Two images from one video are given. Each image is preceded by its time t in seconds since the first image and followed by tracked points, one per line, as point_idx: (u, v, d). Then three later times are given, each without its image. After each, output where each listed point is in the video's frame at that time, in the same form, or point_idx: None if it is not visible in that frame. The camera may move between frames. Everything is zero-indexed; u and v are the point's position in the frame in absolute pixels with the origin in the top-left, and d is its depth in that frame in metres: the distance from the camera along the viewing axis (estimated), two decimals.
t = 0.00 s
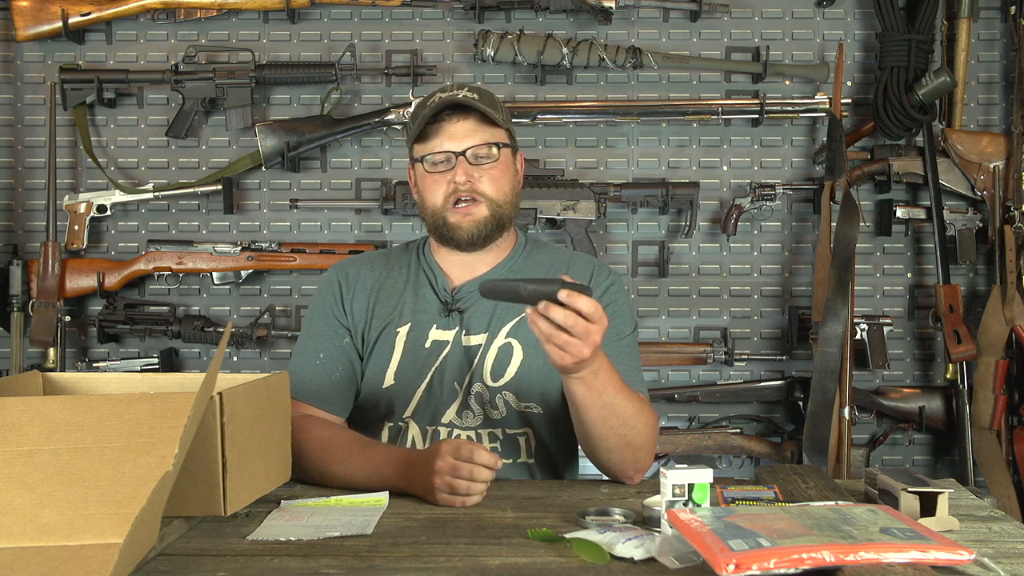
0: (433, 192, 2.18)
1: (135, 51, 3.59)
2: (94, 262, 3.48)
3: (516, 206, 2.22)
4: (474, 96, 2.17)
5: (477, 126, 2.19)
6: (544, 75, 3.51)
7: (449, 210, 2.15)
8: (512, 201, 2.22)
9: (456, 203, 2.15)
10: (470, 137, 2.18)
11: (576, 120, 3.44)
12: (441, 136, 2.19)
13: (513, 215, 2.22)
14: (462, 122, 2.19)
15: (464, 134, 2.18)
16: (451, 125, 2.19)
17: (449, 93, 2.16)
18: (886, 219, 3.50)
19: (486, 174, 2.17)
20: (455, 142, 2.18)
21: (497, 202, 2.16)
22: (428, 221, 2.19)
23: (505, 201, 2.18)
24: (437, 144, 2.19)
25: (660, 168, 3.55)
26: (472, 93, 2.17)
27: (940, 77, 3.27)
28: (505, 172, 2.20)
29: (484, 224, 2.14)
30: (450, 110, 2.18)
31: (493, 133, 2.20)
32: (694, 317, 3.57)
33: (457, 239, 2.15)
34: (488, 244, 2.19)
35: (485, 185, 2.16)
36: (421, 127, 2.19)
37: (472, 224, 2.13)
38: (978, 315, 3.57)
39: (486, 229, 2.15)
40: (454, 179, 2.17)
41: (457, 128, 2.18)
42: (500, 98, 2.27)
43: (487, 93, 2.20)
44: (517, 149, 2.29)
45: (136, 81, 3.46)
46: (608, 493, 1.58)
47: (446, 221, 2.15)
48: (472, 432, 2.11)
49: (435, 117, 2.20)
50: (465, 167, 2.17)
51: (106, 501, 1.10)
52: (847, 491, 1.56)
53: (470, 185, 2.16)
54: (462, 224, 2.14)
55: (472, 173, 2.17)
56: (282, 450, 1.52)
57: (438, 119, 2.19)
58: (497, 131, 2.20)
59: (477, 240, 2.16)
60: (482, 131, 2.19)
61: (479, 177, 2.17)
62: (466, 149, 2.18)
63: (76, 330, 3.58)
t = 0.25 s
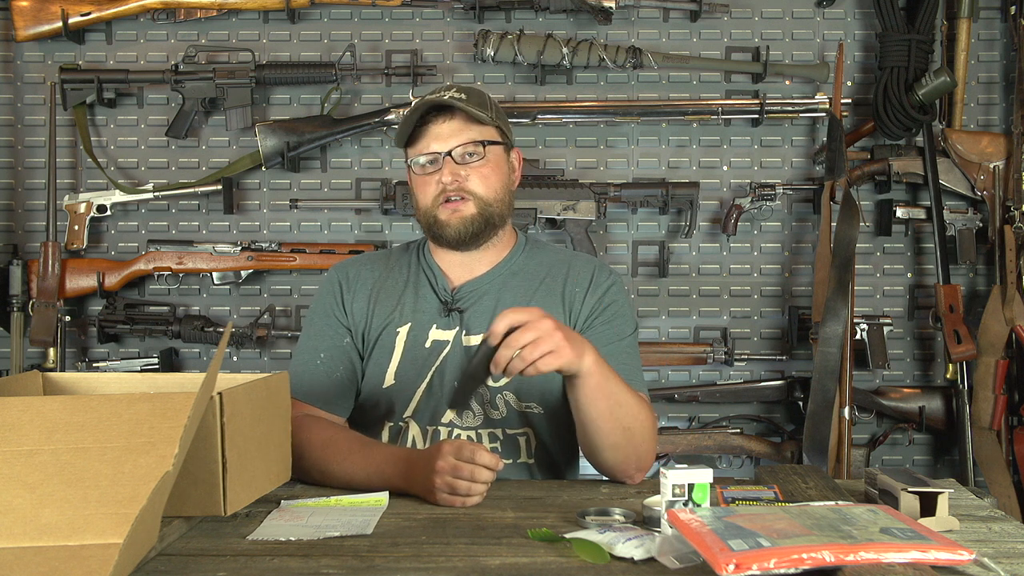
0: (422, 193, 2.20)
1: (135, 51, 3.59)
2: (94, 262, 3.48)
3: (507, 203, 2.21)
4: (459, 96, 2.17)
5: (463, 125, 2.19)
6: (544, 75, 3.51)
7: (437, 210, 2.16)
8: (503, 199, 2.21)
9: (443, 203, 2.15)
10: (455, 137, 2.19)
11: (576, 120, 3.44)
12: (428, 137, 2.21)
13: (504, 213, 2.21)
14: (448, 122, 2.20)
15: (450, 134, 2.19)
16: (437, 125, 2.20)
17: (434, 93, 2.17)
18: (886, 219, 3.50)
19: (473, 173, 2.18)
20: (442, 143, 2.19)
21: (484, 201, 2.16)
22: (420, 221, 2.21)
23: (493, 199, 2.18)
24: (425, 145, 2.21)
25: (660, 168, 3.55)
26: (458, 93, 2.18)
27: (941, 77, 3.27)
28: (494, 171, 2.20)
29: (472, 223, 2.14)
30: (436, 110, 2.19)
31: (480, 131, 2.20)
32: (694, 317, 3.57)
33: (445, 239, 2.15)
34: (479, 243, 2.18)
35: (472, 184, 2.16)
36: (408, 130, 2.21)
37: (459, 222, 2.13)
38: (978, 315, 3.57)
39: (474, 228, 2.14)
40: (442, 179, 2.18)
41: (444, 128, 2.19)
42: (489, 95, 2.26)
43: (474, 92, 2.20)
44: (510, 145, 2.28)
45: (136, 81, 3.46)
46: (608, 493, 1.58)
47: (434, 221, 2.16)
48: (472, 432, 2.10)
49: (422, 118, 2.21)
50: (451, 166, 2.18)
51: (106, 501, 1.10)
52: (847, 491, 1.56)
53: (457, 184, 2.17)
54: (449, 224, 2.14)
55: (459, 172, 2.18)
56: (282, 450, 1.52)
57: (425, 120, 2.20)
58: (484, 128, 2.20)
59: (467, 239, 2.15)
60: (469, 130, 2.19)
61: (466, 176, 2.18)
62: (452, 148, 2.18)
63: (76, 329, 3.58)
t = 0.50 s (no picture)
0: (419, 186, 2.18)
1: (135, 51, 3.59)
2: (94, 262, 3.48)
3: (505, 201, 2.20)
4: (459, 93, 2.19)
5: (462, 122, 2.20)
6: (544, 75, 3.51)
7: (434, 203, 2.14)
8: (501, 197, 2.20)
9: (441, 195, 2.14)
10: (454, 133, 2.19)
11: (576, 120, 3.44)
12: (426, 133, 2.21)
13: (501, 211, 2.19)
14: (447, 118, 2.21)
15: (447, 130, 2.20)
16: (436, 122, 2.21)
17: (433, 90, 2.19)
18: (886, 219, 3.50)
19: (471, 168, 2.16)
20: (440, 138, 2.19)
21: (482, 195, 2.15)
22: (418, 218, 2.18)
23: (490, 195, 2.16)
24: (423, 141, 2.21)
25: (660, 168, 3.55)
26: (458, 90, 2.19)
27: (940, 77, 3.27)
28: (493, 167, 2.19)
29: (470, 217, 2.13)
30: (435, 107, 2.21)
31: (479, 129, 2.20)
32: (694, 317, 3.57)
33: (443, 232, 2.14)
34: (476, 240, 2.16)
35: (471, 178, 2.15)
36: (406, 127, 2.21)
37: (458, 216, 2.12)
38: (978, 315, 3.57)
39: (472, 223, 2.13)
40: (439, 173, 2.16)
41: (442, 124, 2.20)
42: (486, 95, 2.28)
43: (473, 91, 2.22)
44: (507, 145, 2.28)
45: (136, 81, 3.46)
46: (608, 493, 1.58)
47: (434, 217, 2.14)
48: (471, 433, 2.11)
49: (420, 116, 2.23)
50: (449, 161, 2.16)
51: (106, 501, 1.10)
52: (847, 491, 1.56)
53: (455, 178, 2.15)
54: (448, 217, 2.13)
55: (457, 166, 2.16)
56: (282, 449, 1.52)
57: (424, 116, 2.21)
58: (483, 126, 2.20)
59: (464, 234, 2.14)
60: (467, 127, 2.20)
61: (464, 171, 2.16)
62: (450, 143, 2.18)
63: (76, 330, 3.58)
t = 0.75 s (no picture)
0: (418, 186, 2.18)
1: (135, 51, 3.59)
2: (94, 262, 3.48)
3: (505, 200, 2.18)
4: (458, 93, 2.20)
5: (461, 121, 2.20)
6: (544, 75, 3.51)
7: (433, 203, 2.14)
8: (501, 196, 2.18)
9: (439, 194, 2.14)
10: (452, 132, 2.19)
11: (576, 120, 3.44)
12: (425, 133, 2.22)
13: (501, 211, 2.18)
14: (446, 118, 2.21)
15: (446, 130, 2.20)
16: (435, 122, 2.22)
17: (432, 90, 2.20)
18: (886, 219, 3.50)
19: (470, 167, 2.15)
20: (439, 138, 2.19)
21: (481, 195, 2.14)
22: (420, 218, 2.18)
23: (490, 194, 2.15)
24: (422, 141, 2.22)
25: (660, 168, 3.55)
26: (456, 90, 2.20)
27: (940, 77, 3.27)
28: (493, 167, 2.17)
29: (468, 216, 2.12)
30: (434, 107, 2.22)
31: (478, 128, 2.20)
32: (694, 317, 3.57)
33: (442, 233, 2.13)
34: (474, 240, 2.15)
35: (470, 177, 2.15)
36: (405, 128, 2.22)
37: (456, 217, 2.11)
38: (978, 315, 3.57)
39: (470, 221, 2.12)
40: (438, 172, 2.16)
41: (441, 124, 2.21)
42: (485, 95, 2.29)
43: (473, 91, 2.22)
44: (508, 145, 2.28)
45: (136, 81, 3.46)
46: (608, 493, 1.58)
47: (432, 215, 2.14)
48: (470, 434, 2.10)
49: (420, 116, 2.24)
50: (448, 161, 2.15)
51: (106, 501, 1.10)
52: (847, 491, 1.56)
53: (454, 178, 2.14)
54: (446, 217, 2.12)
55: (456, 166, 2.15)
56: (282, 450, 1.52)
57: (423, 117, 2.22)
58: (482, 125, 2.20)
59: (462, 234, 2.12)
60: (466, 127, 2.20)
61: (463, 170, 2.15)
62: (449, 143, 2.18)
63: (76, 330, 3.58)
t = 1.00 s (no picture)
0: (421, 185, 2.18)
1: (135, 51, 3.59)
2: (94, 262, 3.48)
3: (507, 200, 2.19)
4: (461, 93, 2.20)
5: (464, 122, 2.21)
6: (544, 75, 3.51)
7: (435, 202, 2.14)
8: (503, 196, 2.20)
9: (442, 194, 2.14)
10: (456, 133, 2.20)
11: (576, 120, 3.44)
12: (428, 133, 2.21)
13: (503, 210, 2.19)
14: (449, 118, 2.21)
15: (450, 130, 2.21)
16: (438, 122, 2.21)
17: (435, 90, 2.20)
18: (886, 219, 3.50)
19: (472, 167, 2.16)
20: (442, 138, 2.20)
21: (484, 195, 2.15)
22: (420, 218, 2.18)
23: (492, 194, 2.16)
24: (425, 141, 2.21)
25: (660, 168, 3.55)
26: (460, 90, 2.20)
27: (940, 77, 3.27)
28: (495, 167, 2.19)
29: (471, 216, 2.12)
30: (437, 108, 2.21)
31: (481, 128, 2.20)
32: (694, 316, 3.57)
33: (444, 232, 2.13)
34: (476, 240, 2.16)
35: (473, 177, 2.15)
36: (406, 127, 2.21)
37: (460, 216, 2.11)
38: (978, 315, 3.57)
39: (472, 221, 2.13)
40: (441, 172, 2.16)
41: (445, 124, 2.21)
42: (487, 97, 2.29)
43: (475, 91, 2.23)
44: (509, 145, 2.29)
45: (136, 81, 3.46)
46: (608, 493, 1.58)
47: (434, 214, 2.14)
48: (471, 434, 2.11)
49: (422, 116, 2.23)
50: (452, 161, 2.15)
51: (106, 501, 1.10)
52: (847, 491, 1.56)
53: (458, 178, 2.15)
54: (449, 217, 2.12)
55: (459, 166, 2.16)
56: (282, 450, 1.52)
57: (426, 116, 2.22)
58: (485, 126, 2.21)
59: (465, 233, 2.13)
60: (469, 127, 2.20)
61: (466, 170, 2.16)
62: (453, 143, 2.18)
63: (76, 330, 3.58)
